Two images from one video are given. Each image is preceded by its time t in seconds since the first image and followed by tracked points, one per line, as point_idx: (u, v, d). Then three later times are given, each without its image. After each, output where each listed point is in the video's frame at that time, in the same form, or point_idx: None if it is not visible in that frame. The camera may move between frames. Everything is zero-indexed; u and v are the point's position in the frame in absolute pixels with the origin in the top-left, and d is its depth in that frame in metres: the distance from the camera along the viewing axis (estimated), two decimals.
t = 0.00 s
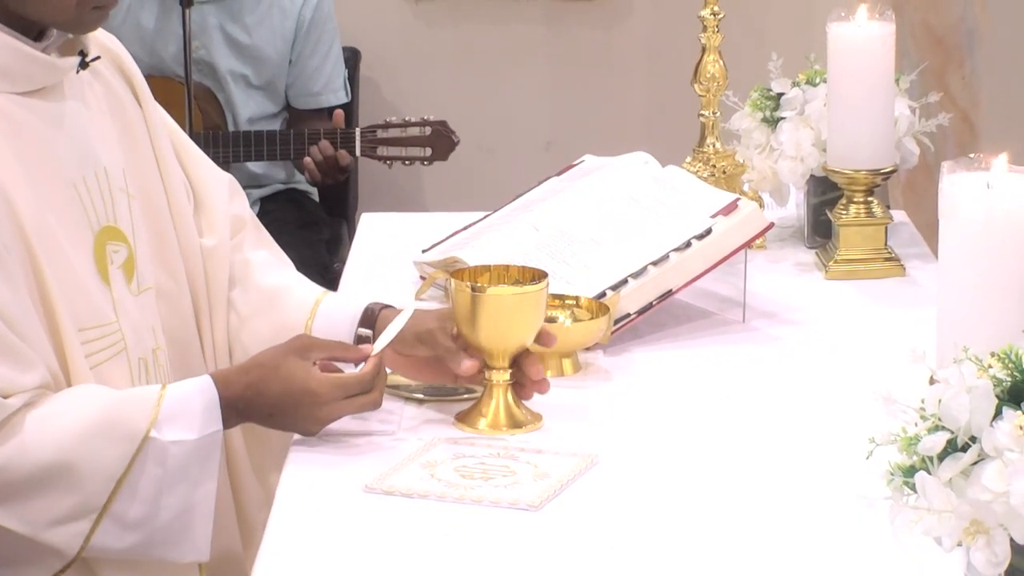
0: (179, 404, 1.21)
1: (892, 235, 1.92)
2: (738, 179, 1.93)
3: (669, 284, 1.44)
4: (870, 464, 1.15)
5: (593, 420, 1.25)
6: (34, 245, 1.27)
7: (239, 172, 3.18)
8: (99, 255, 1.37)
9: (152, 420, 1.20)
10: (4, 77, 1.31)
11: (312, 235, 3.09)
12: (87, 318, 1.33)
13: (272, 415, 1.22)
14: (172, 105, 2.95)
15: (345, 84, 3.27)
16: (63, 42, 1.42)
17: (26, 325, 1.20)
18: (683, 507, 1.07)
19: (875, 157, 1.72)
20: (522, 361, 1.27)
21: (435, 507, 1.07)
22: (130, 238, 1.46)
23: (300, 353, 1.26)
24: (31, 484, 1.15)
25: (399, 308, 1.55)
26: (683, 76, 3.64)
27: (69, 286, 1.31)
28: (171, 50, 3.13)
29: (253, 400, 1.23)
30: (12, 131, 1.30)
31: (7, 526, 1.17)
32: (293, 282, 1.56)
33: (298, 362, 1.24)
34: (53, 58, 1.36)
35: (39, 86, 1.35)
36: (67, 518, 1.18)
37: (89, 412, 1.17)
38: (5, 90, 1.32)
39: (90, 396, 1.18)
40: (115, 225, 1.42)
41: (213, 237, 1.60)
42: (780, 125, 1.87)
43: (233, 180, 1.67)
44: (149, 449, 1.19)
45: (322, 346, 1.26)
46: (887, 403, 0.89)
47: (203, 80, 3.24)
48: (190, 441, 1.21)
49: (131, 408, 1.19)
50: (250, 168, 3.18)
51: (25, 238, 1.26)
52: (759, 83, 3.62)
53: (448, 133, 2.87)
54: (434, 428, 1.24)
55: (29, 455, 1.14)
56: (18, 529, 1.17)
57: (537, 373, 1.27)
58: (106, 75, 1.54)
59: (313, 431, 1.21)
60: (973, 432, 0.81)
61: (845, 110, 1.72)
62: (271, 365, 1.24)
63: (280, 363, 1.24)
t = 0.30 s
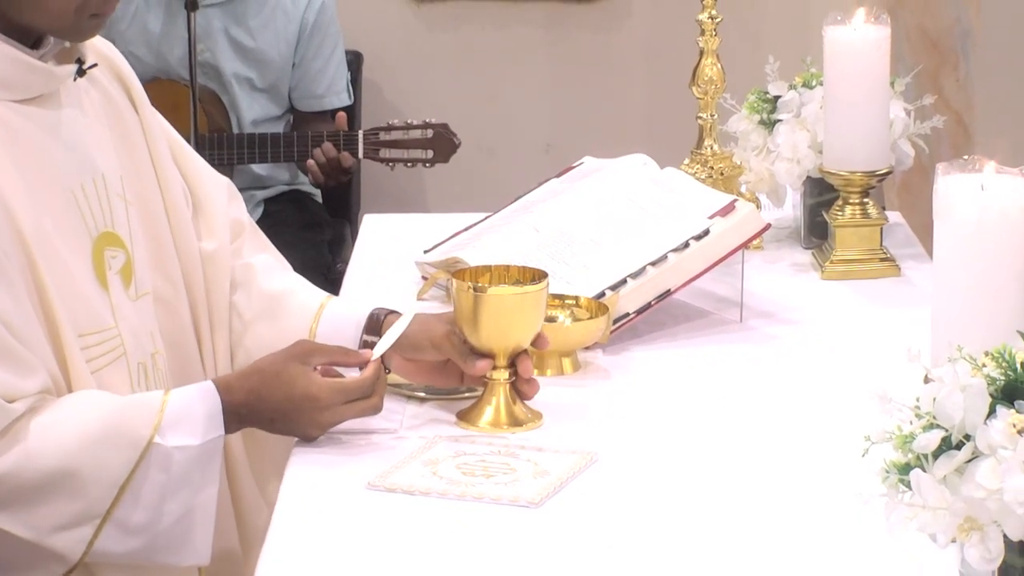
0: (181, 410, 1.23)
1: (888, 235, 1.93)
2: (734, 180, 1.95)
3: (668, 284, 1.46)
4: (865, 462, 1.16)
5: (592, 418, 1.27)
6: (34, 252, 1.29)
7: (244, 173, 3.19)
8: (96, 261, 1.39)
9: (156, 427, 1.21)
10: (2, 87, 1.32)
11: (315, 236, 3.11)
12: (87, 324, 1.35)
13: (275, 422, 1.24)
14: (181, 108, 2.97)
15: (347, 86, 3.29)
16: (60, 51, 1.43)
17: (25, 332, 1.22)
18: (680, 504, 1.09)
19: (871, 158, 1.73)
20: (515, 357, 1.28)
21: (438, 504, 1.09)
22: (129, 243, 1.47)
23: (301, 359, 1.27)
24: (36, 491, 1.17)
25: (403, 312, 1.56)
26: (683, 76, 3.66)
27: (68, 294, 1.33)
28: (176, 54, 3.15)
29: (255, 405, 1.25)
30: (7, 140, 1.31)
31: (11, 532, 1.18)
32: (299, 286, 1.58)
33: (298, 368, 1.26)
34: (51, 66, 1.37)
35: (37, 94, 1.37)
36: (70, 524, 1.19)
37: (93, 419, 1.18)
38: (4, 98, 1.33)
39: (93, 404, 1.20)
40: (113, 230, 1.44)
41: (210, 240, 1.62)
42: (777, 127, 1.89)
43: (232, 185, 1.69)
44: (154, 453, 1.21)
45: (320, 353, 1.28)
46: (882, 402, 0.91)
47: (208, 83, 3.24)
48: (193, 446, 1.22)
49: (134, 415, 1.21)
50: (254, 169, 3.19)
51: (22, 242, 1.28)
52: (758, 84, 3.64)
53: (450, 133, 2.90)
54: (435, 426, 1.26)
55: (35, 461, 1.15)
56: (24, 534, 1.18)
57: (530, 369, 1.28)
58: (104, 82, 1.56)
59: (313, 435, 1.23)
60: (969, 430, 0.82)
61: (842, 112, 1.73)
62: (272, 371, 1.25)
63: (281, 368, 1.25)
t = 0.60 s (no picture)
0: (185, 415, 1.25)
1: (884, 236, 1.95)
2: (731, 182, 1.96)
3: (666, 284, 1.47)
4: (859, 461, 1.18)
5: (591, 416, 1.29)
6: (34, 254, 1.31)
7: (247, 176, 3.22)
8: (95, 265, 1.41)
9: (159, 430, 1.23)
10: (3, 93, 1.34)
11: (319, 237, 3.14)
12: (89, 329, 1.37)
13: (277, 427, 1.25)
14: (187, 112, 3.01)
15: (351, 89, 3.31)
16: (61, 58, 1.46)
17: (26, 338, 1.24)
18: (676, 501, 1.11)
19: (866, 160, 1.75)
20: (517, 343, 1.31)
21: (439, 501, 1.11)
22: (127, 249, 1.49)
23: (304, 363, 1.29)
24: (40, 494, 1.18)
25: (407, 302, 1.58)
26: (683, 77, 3.67)
27: (69, 297, 1.35)
28: (182, 57, 3.18)
29: (257, 408, 1.26)
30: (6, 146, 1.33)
31: (16, 534, 1.20)
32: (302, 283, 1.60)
33: (300, 372, 1.27)
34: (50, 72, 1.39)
35: (36, 101, 1.39)
36: (74, 527, 1.21)
37: (98, 423, 1.20)
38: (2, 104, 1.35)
39: (98, 407, 1.22)
40: (111, 236, 1.45)
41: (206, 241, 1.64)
42: (773, 129, 1.91)
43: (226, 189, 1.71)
44: (157, 457, 1.22)
45: (324, 359, 1.29)
46: (877, 400, 0.92)
47: (213, 86, 3.27)
48: (196, 450, 1.24)
49: (138, 420, 1.23)
50: (258, 172, 3.23)
51: (23, 245, 1.30)
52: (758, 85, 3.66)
53: (451, 137, 2.91)
54: (438, 425, 1.28)
55: (39, 465, 1.17)
56: (28, 537, 1.20)
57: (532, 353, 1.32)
58: (101, 89, 1.58)
59: (314, 438, 1.23)
60: (962, 429, 0.84)
61: (838, 114, 1.75)
62: (274, 376, 1.27)
63: (285, 372, 1.27)
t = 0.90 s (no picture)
0: (192, 412, 1.26)
1: (879, 236, 1.97)
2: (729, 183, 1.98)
3: (666, 283, 1.50)
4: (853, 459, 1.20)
5: (590, 415, 1.31)
6: (41, 258, 1.31)
7: (252, 177, 3.23)
8: (98, 266, 1.43)
9: (168, 427, 1.25)
10: (8, 98, 1.36)
11: (323, 237, 3.18)
12: (95, 331, 1.39)
13: (280, 425, 1.26)
14: (192, 114, 3.07)
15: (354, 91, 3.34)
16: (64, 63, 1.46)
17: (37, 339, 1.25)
18: (673, 497, 1.12)
19: (861, 161, 1.77)
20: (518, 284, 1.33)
21: (441, 498, 1.13)
22: (127, 252, 1.51)
23: (307, 363, 1.30)
24: (51, 494, 1.20)
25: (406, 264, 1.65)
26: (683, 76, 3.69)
27: (75, 301, 1.36)
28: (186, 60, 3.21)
29: (261, 408, 1.28)
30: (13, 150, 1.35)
31: (28, 533, 1.21)
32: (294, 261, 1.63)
33: (305, 371, 1.29)
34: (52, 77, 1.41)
35: (38, 106, 1.41)
36: (85, 525, 1.22)
37: (108, 423, 1.22)
38: (6, 109, 1.37)
39: (108, 407, 1.23)
40: (112, 240, 1.48)
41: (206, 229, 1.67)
42: (770, 130, 1.93)
43: (219, 191, 1.73)
44: (166, 455, 1.24)
45: (327, 360, 1.31)
46: (871, 398, 0.94)
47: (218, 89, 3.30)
48: (205, 446, 1.25)
49: (149, 419, 1.24)
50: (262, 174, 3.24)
51: (33, 252, 1.31)
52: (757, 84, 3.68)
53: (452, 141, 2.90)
54: (439, 421, 1.30)
55: (52, 464, 1.18)
56: (39, 536, 1.21)
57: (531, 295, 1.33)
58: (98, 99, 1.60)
59: (316, 435, 1.25)
60: (956, 427, 0.86)
61: (834, 115, 1.77)
62: (278, 375, 1.28)
63: (289, 371, 1.28)
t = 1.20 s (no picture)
0: (210, 404, 1.26)
1: (874, 237, 1.99)
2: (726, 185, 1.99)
3: (664, 283, 1.51)
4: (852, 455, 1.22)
5: (590, 413, 1.33)
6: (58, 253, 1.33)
7: (257, 181, 3.26)
8: (103, 265, 1.45)
9: (186, 419, 1.25)
10: (20, 100, 1.38)
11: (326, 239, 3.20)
12: (107, 328, 1.40)
13: (291, 417, 1.28)
14: (196, 117, 3.09)
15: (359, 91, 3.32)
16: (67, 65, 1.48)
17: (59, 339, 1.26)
18: (671, 494, 1.14)
19: (857, 163, 1.79)
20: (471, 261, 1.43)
21: (443, 495, 1.14)
22: (125, 253, 1.53)
23: (323, 357, 1.31)
24: (76, 489, 1.21)
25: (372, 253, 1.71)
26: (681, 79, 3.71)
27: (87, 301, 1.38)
28: (192, 60, 3.23)
29: (274, 400, 1.28)
30: (25, 150, 1.36)
31: (54, 528, 1.22)
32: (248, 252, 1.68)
33: (321, 365, 1.30)
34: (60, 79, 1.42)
35: (46, 109, 1.42)
36: (108, 518, 1.23)
37: (129, 418, 1.23)
38: (18, 111, 1.38)
39: (128, 403, 1.24)
40: (112, 241, 1.50)
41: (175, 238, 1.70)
42: (767, 133, 1.95)
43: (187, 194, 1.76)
44: (186, 446, 1.24)
45: (342, 355, 1.32)
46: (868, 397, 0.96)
47: (221, 91, 3.34)
48: (223, 437, 1.26)
49: (169, 410, 1.25)
50: (267, 176, 3.26)
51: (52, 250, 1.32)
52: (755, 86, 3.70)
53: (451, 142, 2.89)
54: (440, 419, 1.32)
55: (75, 461, 1.20)
56: (65, 530, 1.22)
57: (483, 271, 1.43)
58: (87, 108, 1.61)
59: (326, 429, 1.27)
60: (950, 425, 0.88)
61: (831, 118, 1.78)
62: (294, 366, 1.29)
63: (303, 363, 1.29)
